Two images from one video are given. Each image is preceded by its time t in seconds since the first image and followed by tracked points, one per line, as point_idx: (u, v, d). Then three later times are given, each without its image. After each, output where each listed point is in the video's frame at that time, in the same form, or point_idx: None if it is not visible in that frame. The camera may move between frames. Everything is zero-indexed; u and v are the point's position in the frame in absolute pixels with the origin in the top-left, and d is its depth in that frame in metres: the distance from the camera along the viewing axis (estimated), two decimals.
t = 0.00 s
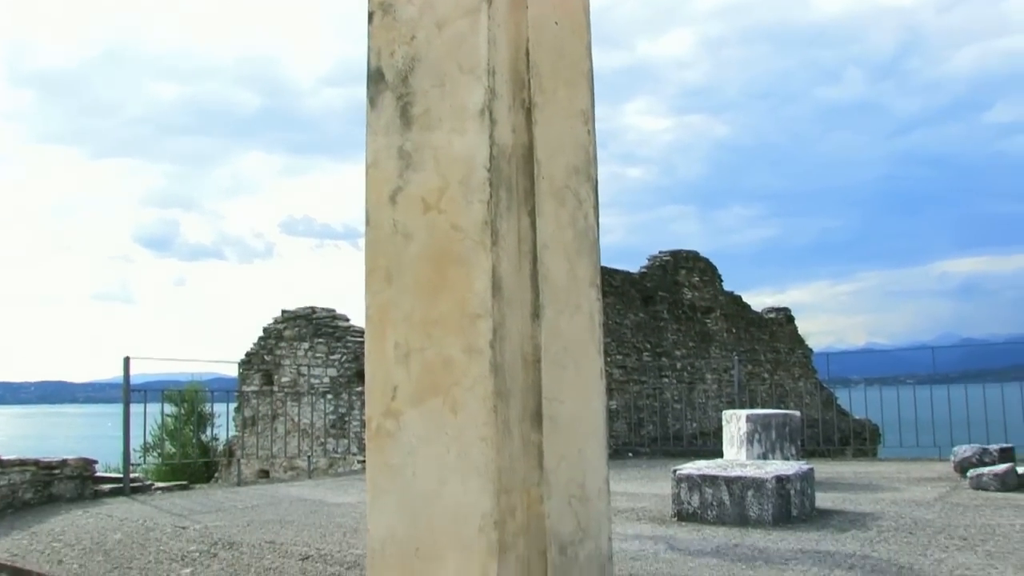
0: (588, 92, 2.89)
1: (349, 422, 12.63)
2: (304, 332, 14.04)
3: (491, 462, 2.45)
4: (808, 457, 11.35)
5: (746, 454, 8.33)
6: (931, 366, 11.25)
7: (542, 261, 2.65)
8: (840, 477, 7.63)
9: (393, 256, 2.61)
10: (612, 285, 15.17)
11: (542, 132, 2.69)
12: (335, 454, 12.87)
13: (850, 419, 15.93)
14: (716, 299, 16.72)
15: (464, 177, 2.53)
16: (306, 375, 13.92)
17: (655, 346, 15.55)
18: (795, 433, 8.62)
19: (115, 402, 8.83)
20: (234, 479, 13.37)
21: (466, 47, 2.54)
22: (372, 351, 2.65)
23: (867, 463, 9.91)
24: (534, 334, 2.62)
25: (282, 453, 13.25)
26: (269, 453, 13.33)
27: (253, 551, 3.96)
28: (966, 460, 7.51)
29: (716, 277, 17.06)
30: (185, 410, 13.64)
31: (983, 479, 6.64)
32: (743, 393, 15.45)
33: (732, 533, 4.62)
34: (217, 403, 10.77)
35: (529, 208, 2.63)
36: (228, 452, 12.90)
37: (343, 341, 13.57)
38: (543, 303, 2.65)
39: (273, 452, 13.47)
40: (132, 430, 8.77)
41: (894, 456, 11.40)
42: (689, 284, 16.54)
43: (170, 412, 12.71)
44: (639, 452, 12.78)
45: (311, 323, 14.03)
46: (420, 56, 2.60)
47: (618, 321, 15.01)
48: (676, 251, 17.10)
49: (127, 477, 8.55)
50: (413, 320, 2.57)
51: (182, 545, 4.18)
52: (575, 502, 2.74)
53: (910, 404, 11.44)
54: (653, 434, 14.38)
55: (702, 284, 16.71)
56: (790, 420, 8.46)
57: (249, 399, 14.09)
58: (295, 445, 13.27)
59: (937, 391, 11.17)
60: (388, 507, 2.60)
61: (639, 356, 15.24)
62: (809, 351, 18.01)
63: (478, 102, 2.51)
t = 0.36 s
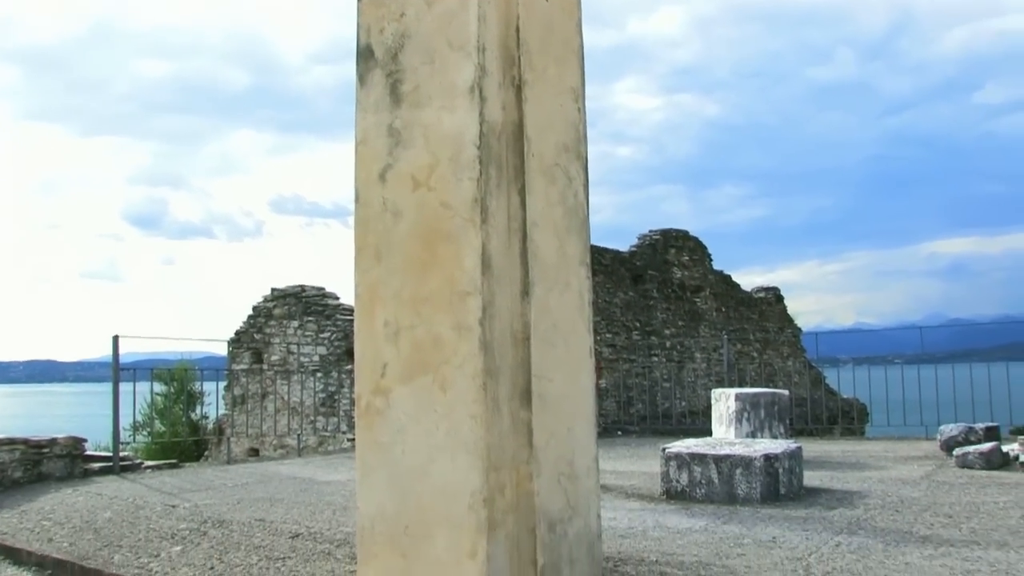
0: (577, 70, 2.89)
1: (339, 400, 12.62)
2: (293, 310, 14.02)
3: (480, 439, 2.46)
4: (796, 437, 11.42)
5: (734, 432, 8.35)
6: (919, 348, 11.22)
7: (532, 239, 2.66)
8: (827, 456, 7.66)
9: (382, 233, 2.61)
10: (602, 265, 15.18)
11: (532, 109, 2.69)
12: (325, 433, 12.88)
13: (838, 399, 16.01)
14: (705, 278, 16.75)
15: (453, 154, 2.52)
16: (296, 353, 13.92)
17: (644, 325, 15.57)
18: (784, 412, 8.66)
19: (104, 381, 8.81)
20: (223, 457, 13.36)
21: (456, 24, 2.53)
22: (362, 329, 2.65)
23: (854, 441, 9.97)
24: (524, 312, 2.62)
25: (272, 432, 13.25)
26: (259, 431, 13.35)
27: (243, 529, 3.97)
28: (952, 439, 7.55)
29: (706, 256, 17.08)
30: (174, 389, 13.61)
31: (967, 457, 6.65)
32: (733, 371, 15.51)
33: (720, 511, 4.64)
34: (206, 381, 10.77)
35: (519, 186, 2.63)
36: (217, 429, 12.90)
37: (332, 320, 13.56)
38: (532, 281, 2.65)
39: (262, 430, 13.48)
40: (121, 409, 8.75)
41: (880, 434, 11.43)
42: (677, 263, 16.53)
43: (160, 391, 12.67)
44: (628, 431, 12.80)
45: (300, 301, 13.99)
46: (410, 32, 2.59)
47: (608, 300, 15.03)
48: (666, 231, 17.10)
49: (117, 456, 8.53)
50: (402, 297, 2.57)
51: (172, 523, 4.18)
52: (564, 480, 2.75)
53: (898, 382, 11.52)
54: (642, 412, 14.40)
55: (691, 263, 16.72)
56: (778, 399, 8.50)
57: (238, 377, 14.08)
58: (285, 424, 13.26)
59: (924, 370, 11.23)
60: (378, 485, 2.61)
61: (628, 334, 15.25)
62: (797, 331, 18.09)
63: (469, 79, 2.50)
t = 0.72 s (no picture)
0: (569, 50, 2.89)
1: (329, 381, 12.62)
2: (283, 291, 14.00)
3: (471, 420, 2.46)
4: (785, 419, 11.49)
5: (725, 414, 8.38)
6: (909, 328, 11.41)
7: (523, 220, 2.66)
8: (817, 438, 7.69)
9: (373, 214, 2.61)
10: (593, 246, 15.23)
11: (523, 90, 2.69)
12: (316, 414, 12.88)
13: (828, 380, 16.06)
14: (697, 259, 16.85)
15: (444, 135, 2.51)
16: (287, 334, 13.92)
17: (636, 306, 15.62)
18: (775, 394, 8.69)
19: (95, 361, 8.79)
20: (215, 439, 13.37)
21: (447, 4, 2.52)
22: (352, 310, 2.64)
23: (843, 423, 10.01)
24: (515, 293, 2.62)
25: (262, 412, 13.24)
26: (250, 411, 13.36)
27: (234, 510, 3.97)
28: (941, 421, 7.58)
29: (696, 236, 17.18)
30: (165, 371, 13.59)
31: (956, 438, 6.69)
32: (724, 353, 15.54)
33: (710, 492, 4.66)
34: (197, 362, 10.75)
35: (510, 167, 2.63)
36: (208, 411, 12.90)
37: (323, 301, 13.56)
38: (524, 262, 2.65)
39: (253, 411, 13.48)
40: (112, 390, 8.73)
41: (869, 415, 11.42)
42: (669, 245, 16.67)
43: (150, 372, 12.64)
44: (619, 412, 12.81)
45: (291, 283, 13.96)
46: (402, 12, 2.58)
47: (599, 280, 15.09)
48: (657, 212, 17.13)
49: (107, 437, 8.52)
50: (393, 279, 2.57)
51: (163, 504, 4.19)
52: (555, 461, 2.76)
53: (886, 365, 11.54)
54: (633, 393, 14.43)
55: (682, 245, 16.81)
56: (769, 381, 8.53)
57: (230, 358, 14.08)
58: (276, 405, 13.26)
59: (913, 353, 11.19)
60: (369, 465, 2.61)
61: (619, 316, 15.29)
62: (789, 313, 18.14)
63: (460, 60, 2.49)
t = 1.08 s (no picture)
0: (556, 37, 2.88)
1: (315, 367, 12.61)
2: (269, 278, 13.98)
3: (457, 407, 2.46)
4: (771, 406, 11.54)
5: (711, 401, 8.41)
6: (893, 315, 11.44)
7: (509, 207, 2.66)
8: (802, 424, 7.73)
9: (359, 200, 2.60)
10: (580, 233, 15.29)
11: (510, 76, 2.68)
12: (302, 400, 12.87)
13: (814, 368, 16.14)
14: (682, 246, 16.92)
15: (430, 121, 2.51)
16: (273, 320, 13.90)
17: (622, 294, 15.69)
18: (760, 380, 8.73)
19: (80, 348, 8.75)
20: (200, 426, 13.33)
21: None
22: (338, 297, 2.64)
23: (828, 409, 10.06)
24: (501, 280, 2.62)
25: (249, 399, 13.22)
26: (236, 398, 13.35)
27: (220, 498, 3.96)
28: (924, 407, 7.63)
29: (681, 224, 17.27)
30: (151, 359, 13.56)
31: (939, 424, 6.74)
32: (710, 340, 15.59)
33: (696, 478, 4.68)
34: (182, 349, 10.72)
35: (496, 153, 2.63)
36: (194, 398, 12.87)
37: (309, 287, 13.55)
38: (510, 248, 2.65)
39: (239, 398, 13.46)
40: (97, 377, 8.69)
41: (854, 402, 11.44)
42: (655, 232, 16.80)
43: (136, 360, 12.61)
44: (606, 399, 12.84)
45: (277, 270, 13.96)
46: None
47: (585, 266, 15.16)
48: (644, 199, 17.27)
49: (93, 424, 8.48)
50: (379, 265, 2.57)
51: (148, 491, 4.18)
52: (541, 448, 2.77)
53: (871, 352, 11.63)
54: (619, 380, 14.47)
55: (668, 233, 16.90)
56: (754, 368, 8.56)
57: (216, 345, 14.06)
58: (262, 392, 13.24)
59: (898, 341, 11.25)
60: (355, 452, 2.61)
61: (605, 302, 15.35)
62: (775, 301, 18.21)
63: (446, 46, 2.49)
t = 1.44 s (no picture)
0: (540, 24, 2.88)
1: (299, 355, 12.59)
2: (253, 266, 13.93)
3: (440, 395, 2.46)
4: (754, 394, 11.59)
5: (695, 390, 8.44)
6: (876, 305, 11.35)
7: (493, 195, 2.65)
8: (786, 412, 7.77)
9: (342, 188, 2.60)
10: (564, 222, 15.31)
11: (494, 64, 2.68)
12: (287, 388, 12.85)
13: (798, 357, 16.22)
14: (667, 234, 16.99)
15: (414, 108, 2.50)
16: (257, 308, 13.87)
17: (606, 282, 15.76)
18: (744, 369, 8.77)
19: (63, 337, 8.70)
20: (184, 413, 13.30)
21: None
22: (322, 285, 2.64)
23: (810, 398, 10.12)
24: (485, 268, 2.62)
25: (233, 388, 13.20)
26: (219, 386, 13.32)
27: (204, 486, 3.95)
28: (906, 395, 7.68)
29: (665, 213, 17.36)
30: (135, 347, 13.50)
31: (920, 412, 6.79)
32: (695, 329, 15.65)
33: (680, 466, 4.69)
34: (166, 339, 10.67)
35: (480, 141, 2.63)
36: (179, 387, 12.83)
37: (292, 275, 13.53)
38: (493, 236, 2.65)
39: (223, 386, 13.44)
40: (80, 366, 8.64)
41: (835, 390, 11.49)
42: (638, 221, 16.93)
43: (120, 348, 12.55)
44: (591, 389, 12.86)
45: (260, 257, 13.92)
46: None
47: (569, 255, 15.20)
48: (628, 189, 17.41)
49: (75, 414, 8.43)
50: (362, 253, 2.57)
51: (131, 480, 4.17)
52: (524, 435, 2.77)
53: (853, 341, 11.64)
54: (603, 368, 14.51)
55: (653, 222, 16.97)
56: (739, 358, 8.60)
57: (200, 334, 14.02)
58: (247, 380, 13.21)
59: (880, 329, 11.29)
60: (339, 440, 2.61)
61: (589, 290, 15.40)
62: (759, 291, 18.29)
63: (430, 33, 2.48)
